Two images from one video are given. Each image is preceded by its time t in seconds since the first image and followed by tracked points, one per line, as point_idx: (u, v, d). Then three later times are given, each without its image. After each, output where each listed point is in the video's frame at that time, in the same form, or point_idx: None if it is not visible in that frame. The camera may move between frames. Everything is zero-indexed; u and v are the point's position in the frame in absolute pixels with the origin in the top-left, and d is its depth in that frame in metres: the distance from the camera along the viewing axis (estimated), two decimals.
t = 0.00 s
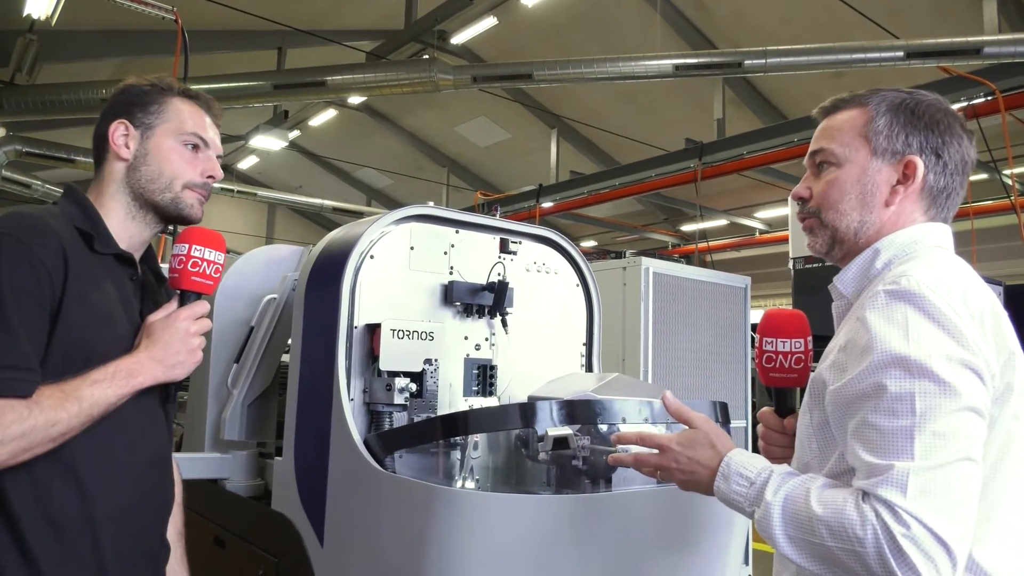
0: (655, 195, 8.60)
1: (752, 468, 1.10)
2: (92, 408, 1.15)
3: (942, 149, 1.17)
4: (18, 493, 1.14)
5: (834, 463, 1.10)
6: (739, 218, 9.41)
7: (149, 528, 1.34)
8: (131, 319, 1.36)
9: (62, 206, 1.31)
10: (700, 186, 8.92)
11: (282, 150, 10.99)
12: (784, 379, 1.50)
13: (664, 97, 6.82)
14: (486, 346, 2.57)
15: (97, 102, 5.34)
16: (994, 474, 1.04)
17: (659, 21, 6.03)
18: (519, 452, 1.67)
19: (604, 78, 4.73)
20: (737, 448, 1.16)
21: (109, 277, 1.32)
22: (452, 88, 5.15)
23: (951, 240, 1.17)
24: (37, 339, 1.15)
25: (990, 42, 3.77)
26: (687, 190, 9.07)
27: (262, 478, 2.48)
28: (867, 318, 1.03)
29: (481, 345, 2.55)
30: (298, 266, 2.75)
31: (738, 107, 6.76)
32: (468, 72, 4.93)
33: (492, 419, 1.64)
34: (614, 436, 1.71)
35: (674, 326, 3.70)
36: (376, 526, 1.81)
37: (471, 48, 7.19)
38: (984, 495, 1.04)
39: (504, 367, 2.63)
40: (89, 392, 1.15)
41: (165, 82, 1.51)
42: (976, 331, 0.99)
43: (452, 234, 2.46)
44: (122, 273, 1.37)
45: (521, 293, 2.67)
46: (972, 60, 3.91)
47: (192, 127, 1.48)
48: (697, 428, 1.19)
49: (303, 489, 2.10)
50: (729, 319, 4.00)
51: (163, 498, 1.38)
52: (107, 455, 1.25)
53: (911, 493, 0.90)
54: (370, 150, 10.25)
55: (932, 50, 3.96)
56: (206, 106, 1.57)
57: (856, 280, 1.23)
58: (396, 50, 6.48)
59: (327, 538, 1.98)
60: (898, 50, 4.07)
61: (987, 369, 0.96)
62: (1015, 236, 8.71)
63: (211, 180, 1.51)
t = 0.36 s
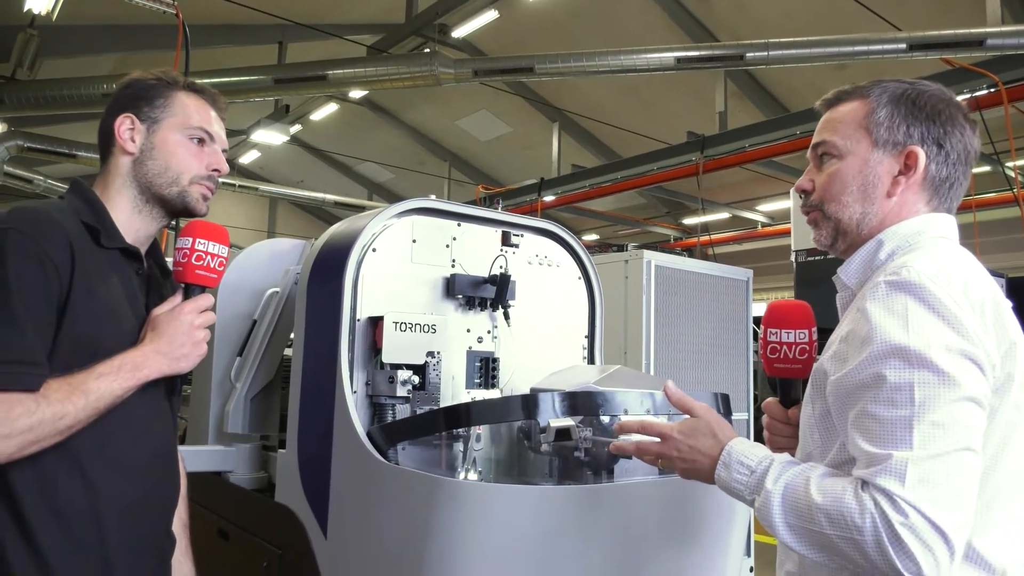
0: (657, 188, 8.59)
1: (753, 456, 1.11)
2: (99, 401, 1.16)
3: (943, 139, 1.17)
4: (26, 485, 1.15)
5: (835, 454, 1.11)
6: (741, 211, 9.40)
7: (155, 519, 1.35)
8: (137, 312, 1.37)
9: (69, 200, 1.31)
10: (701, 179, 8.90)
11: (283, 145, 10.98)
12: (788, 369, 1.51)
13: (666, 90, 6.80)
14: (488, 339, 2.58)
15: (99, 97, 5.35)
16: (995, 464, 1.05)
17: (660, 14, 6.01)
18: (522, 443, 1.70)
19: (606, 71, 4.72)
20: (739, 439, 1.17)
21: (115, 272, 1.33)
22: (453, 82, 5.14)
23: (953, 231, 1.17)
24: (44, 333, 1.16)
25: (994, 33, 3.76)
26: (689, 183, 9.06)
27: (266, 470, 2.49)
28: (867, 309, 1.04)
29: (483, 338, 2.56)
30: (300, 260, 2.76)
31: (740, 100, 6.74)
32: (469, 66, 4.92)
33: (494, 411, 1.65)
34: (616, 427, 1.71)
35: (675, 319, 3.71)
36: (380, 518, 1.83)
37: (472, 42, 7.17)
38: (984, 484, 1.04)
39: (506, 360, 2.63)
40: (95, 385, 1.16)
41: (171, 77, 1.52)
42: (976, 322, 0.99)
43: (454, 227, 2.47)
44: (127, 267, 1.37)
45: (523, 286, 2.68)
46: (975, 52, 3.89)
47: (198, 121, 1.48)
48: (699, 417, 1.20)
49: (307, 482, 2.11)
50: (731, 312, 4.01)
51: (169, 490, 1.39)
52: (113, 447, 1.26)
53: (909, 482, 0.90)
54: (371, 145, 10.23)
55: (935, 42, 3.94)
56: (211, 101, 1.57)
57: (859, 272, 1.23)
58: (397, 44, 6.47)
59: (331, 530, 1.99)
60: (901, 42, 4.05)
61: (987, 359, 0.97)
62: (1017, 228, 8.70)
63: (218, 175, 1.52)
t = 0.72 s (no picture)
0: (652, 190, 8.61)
1: (735, 447, 1.08)
2: (92, 403, 1.15)
3: (940, 139, 1.18)
4: (20, 488, 1.14)
5: (832, 452, 1.11)
6: (736, 212, 9.43)
7: (151, 521, 1.35)
8: (132, 316, 1.37)
9: (64, 203, 1.31)
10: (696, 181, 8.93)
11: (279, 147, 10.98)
12: (786, 367, 1.52)
13: (661, 92, 6.82)
14: (484, 341, 2.58)
15: (94, 101, 5.34)
16: (992, 463, 1.05)
17: (655, 16, 6.03)
18: (518, 445, 1.69)
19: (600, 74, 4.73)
20: (713, 424, 1.12)
21: (110, 275, 1.32)
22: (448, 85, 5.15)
23: (953, 231, 1.18)
24: (39, 336, 1.15)
25: (987, 35, 3.78)
26: (684, 185, 9.08)
27: (261, 474, 2.48)
28: (870, 308, 1.04)
29: (479, 340, 2.56)
30: (296, 262, 2.76)
31: (735, 102, 6.76)
32: (464, 68, 4.93)
33: (491, 413, 1.64)
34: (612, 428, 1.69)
35: (671, 320, 3.72)
36: (376, 521, 1.82)
37: (467, 45, 7.18)
38: (981, 483, 1.05)
39: (502, 362, 2.64)
40: (89, 387, 1.15)
41: (166, 79, 1.52)
42: (978, 322, 1.00)
43: (449, 229, 2.47)
44: (123, 269, 1.37)
45: (518, 288, 2.68)
46: (968, 54, 3.91)
47: (193, 125, 1.48)
48: (676, 399, 1.13)
49: (303, 485, 2.11)
50: (726, 313, 4.02)
51: (164, 493, 1.39)
52: (108, 450, 1.26)
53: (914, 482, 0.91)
54: (367, 147, 10.23)
55: (927, 44, 3.96)
56: (207, 104, 1.58)
57: (860, 272, 1.23)
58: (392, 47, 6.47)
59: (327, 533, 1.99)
60: (894, 45, 4.06)
61: (988, 359, 0.97)
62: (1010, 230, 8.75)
63: (213, 177, 1.52)
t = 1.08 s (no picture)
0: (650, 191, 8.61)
1: (740, 461, 1.07)
2: (90, 405, 1.15)
3: (937, 140, 1.18)
4: (17, 490, 1.14)
5: (835, 454, 1.11)
6: (734, 212, 9.43)
7: (148, 524, 1.34)
8: (128, 318, 1.36)
9: (58, 206, 1.31)
10: (695, 181, 8.93)
11: (277, 150, 10.98)
12: (785, 370, 1.52)
13: (659, 92, 6.83)
14: (482, 342, 2.57)
15: (92, 104, 5.34)
16: (996, 462, 1.05)
17: (652, 17, 6.04)
18: (516, 447, 1.69)
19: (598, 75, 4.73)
20: (716, 440, 1.11)
21: (106, 278, 1.32)
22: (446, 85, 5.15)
23: (948, 231, 1.18)
24: (36, 338, 1.15)
25: (983, 33, 3.78)
26: (682, 185, 9.08)
27: (260, 476, 2.46)
28: (870, 311, 1.04)
29: (477, 341, 2.56)
30: (294, 264, 2.76)
31: (733, 102, 6.76)
32: (462, 70, 4.93)
33: (488, 415, 1.65)
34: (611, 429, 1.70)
35: (670, 321, 3.72)
36: (375, 522, 1.82)
37: (465, 46, 7.19)
38: (985, 483, 1.04)
39: (501, 363, 2.63)
40: (86, 389, 1.15)
41: (159, 82, 1.51)
42: (979, 322, 1.00)
43: (447, 231, 2.47)
44: (118, 272, 1.37)
45: (516, 289, 2.68)
46: (965, 53, 3.92)
47: (187, 128, 1.48)
48: (674, 422, 1.12)
49: (302, 487, 2.10)
50: (725, 313, 4.01)
51: (161, 495, 1.38)
52: (106, 452, 1.25)
53: (925, 486, 0.91)
54: (365, 149, 10.22)
55: (924, 43, 3.97)
56: (202, 106, 1.57)
57: (855, 272, 1.23)
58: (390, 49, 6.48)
59: (326, 535, 1.98)
60: (891, 44, 4.07)
61: (990, 359, 0.97)
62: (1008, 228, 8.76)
63: (207, 181, 1.52)
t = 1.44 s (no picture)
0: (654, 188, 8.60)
1: (755, 458, 1.11)
2: (93, 404, 1.15)
3: (939, 133, 1.17)
4: (21, 489, 1.15)
5: (840, 448, 1.11)
6: (738, 209, 9.42)
7: (152, 522, 1.35)
8: (131, 317, 1.37)
9: (59, 205, 1.31)
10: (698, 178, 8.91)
11: (280, 150, 11.00)
12: (787, 365, 1.51)
13: (662, 89, 6.81)
14: (486, 340, 2.58)
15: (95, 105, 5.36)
16: (1000, 454, 1.05)
17: (655, 14, 6.03)
18: (521, 444, 1.70)
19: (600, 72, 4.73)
20: (744, 437, 1.17)
21: (108, 277, 1.32)
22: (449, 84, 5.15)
23: (951, 224, 1.18)
24: (38, 337, 1.15)
25: (988, 27, 3.77)
26: (686, 182, 9.07)
27: (266, 474, 2.47)
28: (872, 303, 1.04)
29: (481, 339, 2.56)
30: (298, 264, 2.76)
31: (737, 98, 6.75)
32: (464, 68, 4.93)
33: (493, 411, 1.64)
34: (615, 426, 1.75)
35: (674, 317, 3.71)
36: (379, 520, 1.82)
37: (467, 45, 7.19)
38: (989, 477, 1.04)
39: (504, 360, 2.63)
40: (89, 388, 1.15)
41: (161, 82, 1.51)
42: (981, 313, 0.99)
43: (450, 229, 2.47)
44: (121, 271, 1.37)
45: (519, 287, 2.67)
46: (969, 46, 3.90)
47: (191, 131, 1.48)
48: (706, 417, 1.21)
49: (307, 485, 2.11)
50: (729, 309, 4.01)
51: (165, 494, 1.38)
52: (110, 450, 1.26)
53: (920, 476, 0.90)
54: (368, 148, 10.24)
55: (928, 37, 3.95)
56: (204, 106, 1.57)
57: (859, 267, 1.23)
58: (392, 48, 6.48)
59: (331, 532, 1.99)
60: (895, 38, 4.05)
61: (992, 350, 0.97)
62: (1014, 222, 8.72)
63: (209, 181, 1.52)
